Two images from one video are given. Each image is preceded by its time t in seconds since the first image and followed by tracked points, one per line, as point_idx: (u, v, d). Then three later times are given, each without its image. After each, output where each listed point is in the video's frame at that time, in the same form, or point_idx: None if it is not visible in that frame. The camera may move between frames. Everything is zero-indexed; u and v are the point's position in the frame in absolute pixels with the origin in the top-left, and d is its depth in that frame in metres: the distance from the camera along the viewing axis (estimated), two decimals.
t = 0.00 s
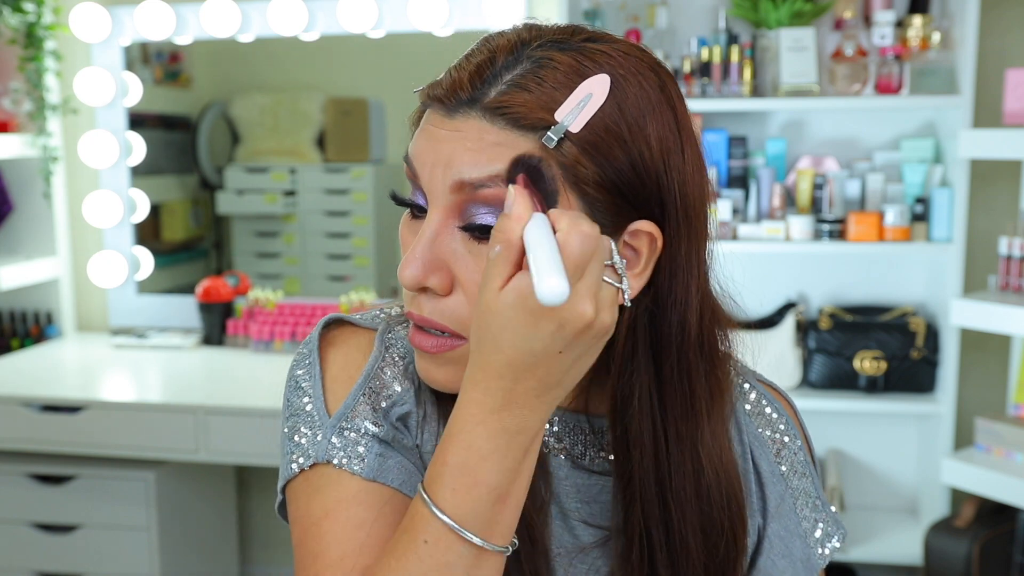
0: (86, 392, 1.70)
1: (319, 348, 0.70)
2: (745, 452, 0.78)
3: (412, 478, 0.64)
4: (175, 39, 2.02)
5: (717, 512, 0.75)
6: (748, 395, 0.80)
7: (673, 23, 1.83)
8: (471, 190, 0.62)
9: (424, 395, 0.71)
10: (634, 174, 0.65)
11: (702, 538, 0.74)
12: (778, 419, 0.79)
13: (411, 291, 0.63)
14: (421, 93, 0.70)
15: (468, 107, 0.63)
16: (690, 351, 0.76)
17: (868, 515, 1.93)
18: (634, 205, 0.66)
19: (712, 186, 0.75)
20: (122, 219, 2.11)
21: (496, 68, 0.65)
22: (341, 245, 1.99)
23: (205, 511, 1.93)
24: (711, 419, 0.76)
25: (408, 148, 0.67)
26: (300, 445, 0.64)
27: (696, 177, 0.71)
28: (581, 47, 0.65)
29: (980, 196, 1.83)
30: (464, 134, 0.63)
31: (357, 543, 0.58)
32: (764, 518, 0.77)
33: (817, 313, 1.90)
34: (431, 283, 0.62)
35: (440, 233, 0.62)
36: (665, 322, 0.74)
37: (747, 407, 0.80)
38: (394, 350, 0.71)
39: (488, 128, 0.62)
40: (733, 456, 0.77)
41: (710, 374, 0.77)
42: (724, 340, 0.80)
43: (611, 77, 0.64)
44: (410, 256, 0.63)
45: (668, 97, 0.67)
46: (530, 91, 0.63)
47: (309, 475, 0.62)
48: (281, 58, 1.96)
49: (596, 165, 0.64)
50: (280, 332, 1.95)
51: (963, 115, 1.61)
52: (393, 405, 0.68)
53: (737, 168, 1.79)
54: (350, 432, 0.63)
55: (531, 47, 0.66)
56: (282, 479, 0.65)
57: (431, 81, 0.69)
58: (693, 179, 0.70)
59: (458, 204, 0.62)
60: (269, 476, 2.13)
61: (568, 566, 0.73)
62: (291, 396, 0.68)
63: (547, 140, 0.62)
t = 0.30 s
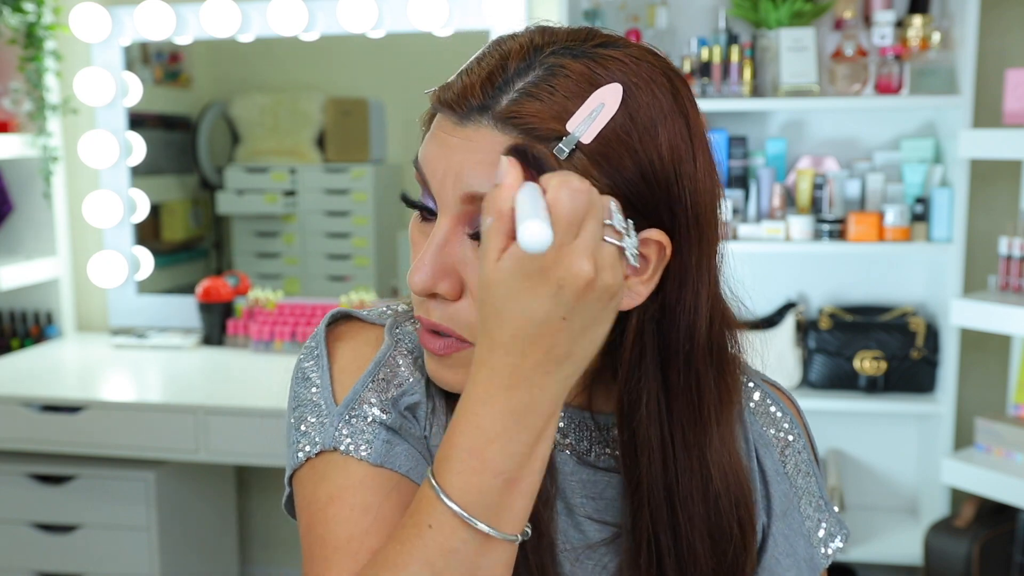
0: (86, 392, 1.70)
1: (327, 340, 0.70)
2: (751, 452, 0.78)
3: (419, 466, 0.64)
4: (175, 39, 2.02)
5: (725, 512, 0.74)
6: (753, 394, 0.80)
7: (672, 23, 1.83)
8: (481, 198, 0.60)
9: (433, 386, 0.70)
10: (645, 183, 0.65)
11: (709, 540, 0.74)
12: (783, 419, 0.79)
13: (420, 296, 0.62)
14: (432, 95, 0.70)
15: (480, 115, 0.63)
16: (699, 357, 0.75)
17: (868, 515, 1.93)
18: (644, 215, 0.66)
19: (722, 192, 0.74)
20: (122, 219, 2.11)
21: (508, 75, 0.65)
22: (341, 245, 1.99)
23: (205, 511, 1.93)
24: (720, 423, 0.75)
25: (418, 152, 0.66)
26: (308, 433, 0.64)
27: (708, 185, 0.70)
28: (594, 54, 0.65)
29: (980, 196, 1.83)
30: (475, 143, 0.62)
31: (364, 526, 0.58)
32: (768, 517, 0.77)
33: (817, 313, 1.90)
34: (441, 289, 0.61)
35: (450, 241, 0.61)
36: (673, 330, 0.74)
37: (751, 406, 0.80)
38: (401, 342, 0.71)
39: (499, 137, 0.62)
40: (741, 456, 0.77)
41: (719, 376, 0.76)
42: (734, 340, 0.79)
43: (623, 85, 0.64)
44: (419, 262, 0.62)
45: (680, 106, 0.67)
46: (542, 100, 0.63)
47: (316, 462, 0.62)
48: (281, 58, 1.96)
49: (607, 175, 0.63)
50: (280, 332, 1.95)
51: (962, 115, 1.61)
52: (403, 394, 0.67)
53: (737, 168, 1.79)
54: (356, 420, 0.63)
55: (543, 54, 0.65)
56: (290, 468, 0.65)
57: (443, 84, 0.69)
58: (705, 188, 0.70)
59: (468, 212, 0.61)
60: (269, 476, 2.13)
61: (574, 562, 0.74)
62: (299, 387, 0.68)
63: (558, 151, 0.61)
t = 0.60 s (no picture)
0: (86, 392, 1.70)
1: (327, 344, 0.69)
2: (753, 453, 0.78)
3: (413, 480, 0.64)
4: (175, 39, 2.02)
5: (727, 510, 0.75)
6: (755, 396, 0.80)
7: (673, 23, 1.83)
8: (486, 191, 0.61)
9: (430, 391, 0.69)
10: (647, 174, 0.65)
11: (711, 536, 0.75)
12: (784, 421, 0.79)
13: (425, 290, 0.63)
14: (434, 93, 0.69)
15: (483, 108, 0.62)
16: (703, 351, 0.75)
17: (868, 515, 1.93)
18: (648, 208, 0.66)
19: (723, 185, 0.74)
20: (122, 220, 2.11)
21: (511, 69, 0.64)
22: (341, 245, 1.99)
23: (205, 511, 1.93)
24: (722, 420, 0.75)
25: (422, 146, 0.66)
26: (303, 443, 0.64)
27: (710, 178, 0.70)
28: (595, 48, 0.64)
29: (980, 196, 1.83)
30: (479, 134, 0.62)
31: (360, 544, 0.58)
32: (770, 519, 0.77)
33: (817, 313, 1.90)
34: (446, 282, 0.61)
35: (455, 233, 0.62)
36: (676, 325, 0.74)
37: (753, 408, 0.79)
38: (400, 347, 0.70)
39: (503, 129, 0.61)
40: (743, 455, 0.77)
41: (723, 373, 0.75)
42: (736, 340, 0.79)
43: (624, 79, 0.63)
44: (424, 256, 0.63)
45: (682, 99, 0.66)
46: (545, 92, 0.62)
47: (312, 474, 0.62)
48: (281, 58, 1.96)
49: (610, 166, 0.63)
50: (280, 332, 1.95)
51: (963, 115, 1.61)
52: (396, 404, 0.67)
53: (737, 168, 1.79)
54: (353, 433, 0.63)
55: (545, 48, 0.65)
56: (286, 474, 0.65)
57: (446, 81, 0.68)
58: (706, 181, 0.69)
59: (472, 204, 0.62)
60: (269, 476, 2.13)
61: (575, 563, 0.72)
62: (297, 391, 0.68)
63: (562, 143, 0.61)
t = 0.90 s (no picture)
0: (86, 392, 1.70)
1: (319, 355, 0.69)
2: (756, 454, 0.78)
3: (395, 504, 0.64)
4: (175, 39, 2.02)
5: (731, 509, 0.75)
6: (756, 399, 0.80)
7: (673, 23, 1.83)
8: (502, 169, 0.62)
9: (416, 406, 0.69)
10: (658, 159, 0.66)
11: (715, 531, 0.75)
12: (786, 423, 0.79)
13: (435, 274, 0.61)
14: (445, 84, 0.70)
15: (498, 91, 0.63)
16: (711, 340, 0.76)
17: (868, 515, 1.93)
18: (658, 193, 0.67)
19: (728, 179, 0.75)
20: (122, 220, 2.11)
21: (525, 55, 0.65)
22: (341, 245, 1.99)
23: (205, 511, 1.93)
24: (726, 415, 0.76)
25: (433, 132, 0.66)
26: (289, 462, 0.64)
27: (716, 168, 0.71)
28: (607, 38, 0.65)
29: (980, 196, 1.83)
30: (494, 115, 0.62)
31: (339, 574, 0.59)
32: (771, 521, 0.77)
33: (817, 313, 1.90)
34: (457, 264, 0.61)
35: (468, 214, 0.62)
36: (688, 314, 0.75)
37: (755, 410, 0.79)
38: (390, 359, 0.70)
39: (518, 110, 0.62)
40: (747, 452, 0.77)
41: (729, 368, 0.77)
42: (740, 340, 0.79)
43: (636, 67, 0.64)
44: (435, 238, 0.62)
45: (691, 89, 0.68)
46: (560, 76, 0.63)
47: (298, 496, 0.63)
48: (281, 58, 1.96)
49: (623, 150, 0.64)
50: (280, 332, 1.95)
51: (963, 115, 1.61)
52: (381, 421, 0.67)
53: (737, 168, 1.79)
54: (337, 455, 0.63)
55: (558, 36, 0.65)
56: (272, 488, 0.65)
57: (457, 71, 0.68)
58: (714, 170, 0.71)
59: (486, 184, 0.62)
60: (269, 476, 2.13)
61: (572, 566, 0.73)
62: (291, 403, 0.68)
63: (576, 124, 0.62)
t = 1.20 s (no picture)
0: (86, 392, 1.70)
1: (316, 356, 0.69)
2: (750, 453, 0.77)
3: (394, 502, 0.64)
4: (175, 39, 2.02)
5: (725, 506, 0.75)
6: (750, 396, 0.80)
7: (673, 23, 1.83)
8: (498, 168, 0.62)
9: (413, 404, 0.69)
10: (654, 162, 0.66)
11: (711, 530, 0.75)
12: (780, 421, 0.79)
13: (428, 271, 0.61)
14: (445, 81, 0.70)
15: (496, 91, 0.63)
16: (703, 344, 0.76)
17: (868, 515, 1.93)
18: (653, 196, 0.67)
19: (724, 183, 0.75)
20: (122, 220, 2.11)
21: (524, 56, 0.65)
22: (341, 245, 1.99)
23: (205, 511, 1.93)
24: (721, 414, 0.76)
25: (431, 129, 0.66)
26: (288, 462, 0.64)
27: (712, 172, 0.71)
28: (607, 40, 0.65)
29: (980, 196, 1.83)
30: (492, 114, 0.62)
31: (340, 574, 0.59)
32: (765, 519, 0.77)
33: (817, 313, 1.90)
34: (450, 262, 0.60)
35: (463, 212, 0.62)
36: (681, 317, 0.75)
37: (749, 408, 0.79)
38: (386, 359, 0.70)
39: (516, 110, 0.62)
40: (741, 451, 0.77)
41: (723, 367, 0.77)
42: (733, 339, 0.80)
43: (635, 70, 0.64)
44: (429, 235, 0.62)
45: (689, 93, 0.68)
46: (558, 76, 0.63)
47: (298, 495, 0.62)
48: (281, 58, 1.96)
49: (620, 153, 0.64)
50: (280, 332, 1.95)
51: (963, 115, 1.61)
52: (378, 419, 0.67)
53: (737, 168, 1.79)
54: (336, 454, 0.63)
55: (558, 37, 0.65)
56: (272, 488, 0.65)
57: (456, 69, 0.68)
58: (710, 174, 0.71)
59: (482, 182, 0.62)
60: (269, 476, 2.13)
61: (567, 565, 0.72)
62: (287, 403, 0.68)
63: (574, 125, 0.62)
